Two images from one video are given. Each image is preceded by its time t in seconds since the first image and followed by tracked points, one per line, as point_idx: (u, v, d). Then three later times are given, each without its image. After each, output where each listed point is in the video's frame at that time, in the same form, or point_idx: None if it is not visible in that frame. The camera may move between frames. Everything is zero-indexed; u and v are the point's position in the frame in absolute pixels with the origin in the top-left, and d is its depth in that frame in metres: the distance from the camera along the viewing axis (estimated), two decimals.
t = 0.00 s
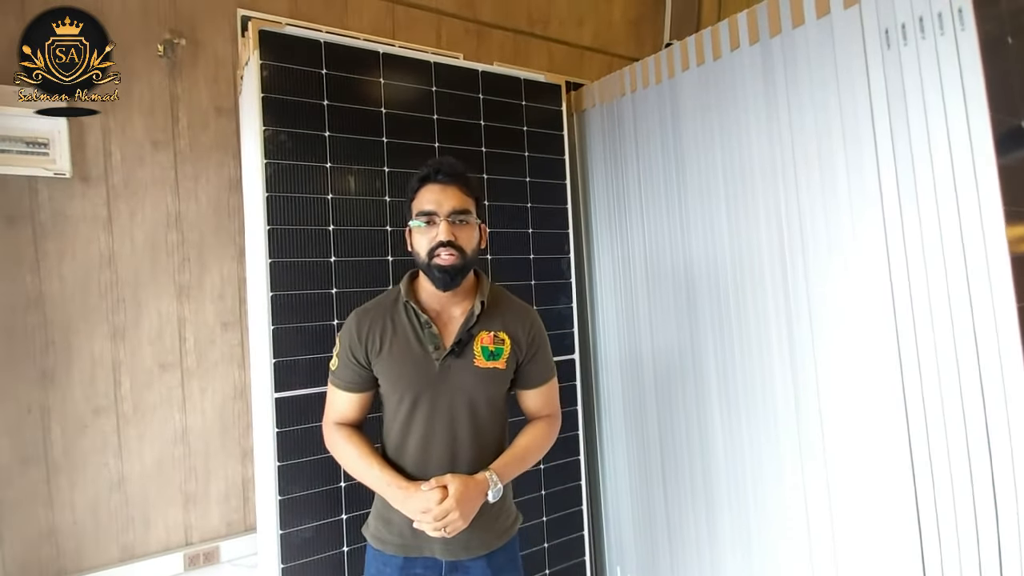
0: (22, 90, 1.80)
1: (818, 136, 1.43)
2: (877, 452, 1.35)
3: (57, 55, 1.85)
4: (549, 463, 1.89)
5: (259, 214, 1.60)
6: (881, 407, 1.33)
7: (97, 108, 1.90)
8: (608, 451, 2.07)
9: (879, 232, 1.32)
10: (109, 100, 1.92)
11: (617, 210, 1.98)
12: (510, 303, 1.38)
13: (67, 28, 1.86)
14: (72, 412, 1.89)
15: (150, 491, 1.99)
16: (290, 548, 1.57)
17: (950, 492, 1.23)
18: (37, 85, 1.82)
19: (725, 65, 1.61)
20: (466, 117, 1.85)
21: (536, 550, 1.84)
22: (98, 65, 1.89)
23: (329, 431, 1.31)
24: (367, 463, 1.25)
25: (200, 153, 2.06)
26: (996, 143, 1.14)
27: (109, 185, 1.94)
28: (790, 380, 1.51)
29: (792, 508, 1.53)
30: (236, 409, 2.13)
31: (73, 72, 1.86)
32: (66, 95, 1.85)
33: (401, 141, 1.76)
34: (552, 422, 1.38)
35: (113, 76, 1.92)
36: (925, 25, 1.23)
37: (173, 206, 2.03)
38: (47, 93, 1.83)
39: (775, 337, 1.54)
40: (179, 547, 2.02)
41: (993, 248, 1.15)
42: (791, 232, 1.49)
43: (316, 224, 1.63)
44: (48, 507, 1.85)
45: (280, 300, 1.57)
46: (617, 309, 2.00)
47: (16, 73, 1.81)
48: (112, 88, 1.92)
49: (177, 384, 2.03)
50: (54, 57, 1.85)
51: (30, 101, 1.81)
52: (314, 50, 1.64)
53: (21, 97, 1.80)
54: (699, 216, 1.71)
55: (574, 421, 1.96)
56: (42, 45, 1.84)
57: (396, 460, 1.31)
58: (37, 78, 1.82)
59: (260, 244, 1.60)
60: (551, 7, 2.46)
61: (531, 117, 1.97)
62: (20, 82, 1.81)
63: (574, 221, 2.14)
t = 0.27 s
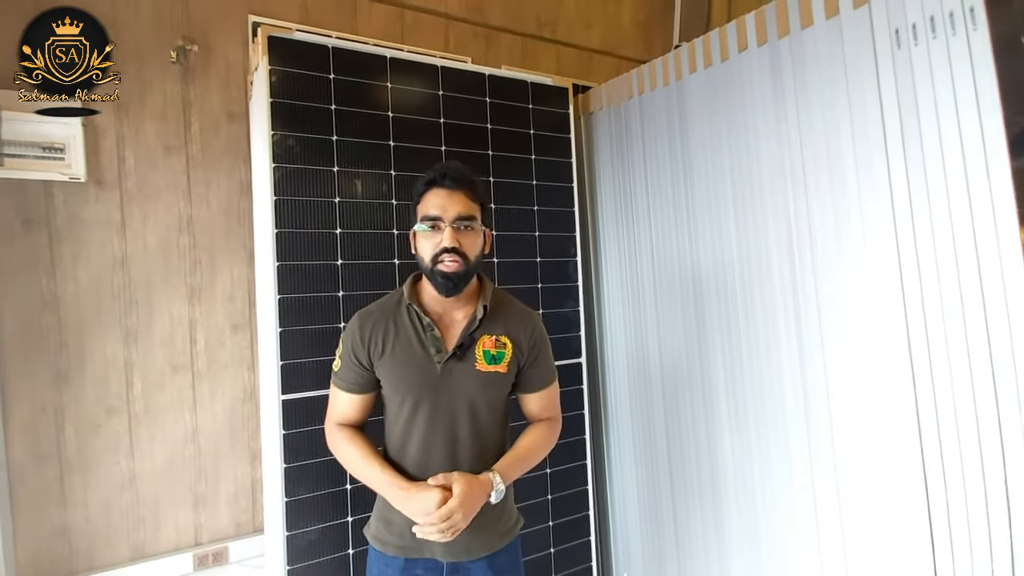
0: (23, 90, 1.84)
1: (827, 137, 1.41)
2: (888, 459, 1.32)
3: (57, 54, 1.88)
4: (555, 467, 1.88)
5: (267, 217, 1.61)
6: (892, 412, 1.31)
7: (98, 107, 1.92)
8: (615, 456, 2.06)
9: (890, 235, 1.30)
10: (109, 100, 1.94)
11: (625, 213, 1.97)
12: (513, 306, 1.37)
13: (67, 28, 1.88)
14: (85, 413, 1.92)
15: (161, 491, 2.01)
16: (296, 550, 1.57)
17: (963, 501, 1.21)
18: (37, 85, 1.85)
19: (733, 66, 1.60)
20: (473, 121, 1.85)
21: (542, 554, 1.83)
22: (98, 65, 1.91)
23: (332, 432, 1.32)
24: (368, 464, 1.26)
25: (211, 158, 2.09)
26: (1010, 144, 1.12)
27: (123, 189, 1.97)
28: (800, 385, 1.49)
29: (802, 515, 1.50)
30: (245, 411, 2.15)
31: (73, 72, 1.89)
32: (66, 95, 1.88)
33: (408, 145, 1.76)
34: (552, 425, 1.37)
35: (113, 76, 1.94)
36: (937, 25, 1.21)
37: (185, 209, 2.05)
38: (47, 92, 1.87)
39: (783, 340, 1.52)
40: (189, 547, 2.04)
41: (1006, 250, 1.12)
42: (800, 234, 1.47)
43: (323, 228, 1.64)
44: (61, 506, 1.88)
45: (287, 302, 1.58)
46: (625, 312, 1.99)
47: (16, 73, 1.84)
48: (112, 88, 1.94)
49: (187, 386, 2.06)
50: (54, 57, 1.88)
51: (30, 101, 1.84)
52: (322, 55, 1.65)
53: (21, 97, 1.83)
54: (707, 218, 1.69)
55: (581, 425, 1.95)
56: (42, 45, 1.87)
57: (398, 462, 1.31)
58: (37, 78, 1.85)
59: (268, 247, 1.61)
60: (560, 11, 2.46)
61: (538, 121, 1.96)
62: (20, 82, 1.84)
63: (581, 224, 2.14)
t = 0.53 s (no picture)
0: (23, 90, 1.86)
1: (841, 135, 1.39)
2: (904, 461, 1.31)
3: (57, 55, 1.90)
4: (565, 468, 1.88)
5: (278, 218, 1.63)
6: (908, 413, 1.29)
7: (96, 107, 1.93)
8: (625, 458, 2.05)
9: (905, 234, 1.28)
10: (109, 100, 1.95)
11: (635, 214, 1.96)
12: (519, 306, 1.37)
13: (67, 28, 1.91)
14: (101, 410, 1.95)
15: (174, 489, 2.04)
16: (306, 548, 1.58)
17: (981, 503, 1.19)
18: (37, 85, 1.88)
19: (744, 65, 1.59)
20: (483, 122, 1.85)
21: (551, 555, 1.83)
22: (98, 65, 1.93)
23: (340, 430, 1.33)
24: (376, 462, 1.26)
25: (225, 159, 2.11)
26: None
27: (138, 190, 2.00)
28: (812, 386, 1.48)
29: (815, 517, 1.49)
30: (257, 410, 2.17)
31: (73, 72, 1.91)
32: (66, 95, 1.91)
33: (418, 146, 1.77)
34: (559, 426, 1.37)
35: (112, 76, 1.95)
36: (953, 21, 1.20)
37: (199, 210, 2.08)
38: (47, 92, 1.90)
39: (796, 341, 1.51)
40: (201, 544, 2.07)
41: None
42: (812, 234, 1.46)
43: (334, 228, 1.65)
44: (78, 502, 1.91)
45: (297, 302, 1.60)
46: (635, 313, 1.98)
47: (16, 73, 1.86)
48: (112, 88, 1.95)
49: (200, 385, 2.08)
50: (54, 56, 1.90)
51: (30, 101, 1.87)
52: (333, 57, 1.67)
53: (21, 97, 1.86)
54: (718, 219, 1.68)
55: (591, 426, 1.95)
56: (42, 45, 1.89)
57: (405, 461, 1.31)
58: (37, 78, 1.88)
59: (279, 247, 1.63)
60: (570, 12, 2.46)
61: (547, 121, 1.97)
62: (20, 81, 1.86)
63: (591, 226, 2.13)
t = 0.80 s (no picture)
0: (23, 90, 1.86)
1: (851, 132, 1.39)
2: (917, 458, 1.30)
3: (57, 54, 1.91)
4: (572, 467, 1.88)
5: (286, 217, 1.64)
6: (922, 410, 1.28)
7: (97, 107, 1.92)
8: (632, 457, 2.04)
9: (918, 231, 1.28)
10: (109, 100, 1.94)
11: (642, 212, 1.96)
12: (528, 305, 1.37)
13: (67, 28, 1.91)
14: (111, 408, 1.96)
15: (183, 487, 2.05)
16: (314, 546, 1.59)
17: (997, 500, 1.18)
18: (37, 85, 1.88)
19: (753, 62, 1.58)
20: (489, 120, 1.85)
21: (558, 554, 1.83)
22: (98, 65, 1.92)
23: (349, 428, 1.33)
24: (384, 460, 1.27)
25: (233, 159, 2.12)
26: None
27: (147, 190, 2.01)
28: (822, 384, 1.47)
29: (826, 515, 1.48)
30: (265, 409, 2.18)
31: (73, 72, 1.91)
32: (66, 95, 1.90)
33: (425, 145, 1.77)
34: (569, 426, 1.37)
35: (112, 76, 1.95)
36: (967, 15, 1.20)
37: (207, 210, 2.09)
38: (47, 92, 1.89)
39: (806, 339, 1.50)
40: (209, 542, 2.08)
41: None
42: (823, 231, 1.45)
43: (341, 227, 1.66)
44: (88, 499, 1.93)
45: (305, 301, 1.60)
46: (643, 312, 1.98)
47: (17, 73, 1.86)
48: (111, 88, 1.94)
49: (209, 384, 2.09)
50: (54, 57, 1.91)
51: (29, 101, 1.86)
52: (340, 56, 1.67)
53: (21, 97, 1.85)
54: (726, 217, 1.68)
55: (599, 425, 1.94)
56: (42, 45, 1.90)
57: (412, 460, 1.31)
58: (37, 78, 1.88)
59: (287, 246, 1.63)
60: (576, 10, 2.46)
61: (554, 120, 1.96)
62: (20, 81, 1.86)
63: (598, 225, 2.13)
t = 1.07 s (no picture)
0: (23, 90, 1.85)
1: (854, 131, 1.40)
2: (919, 452, 1.32)
3: (57, 54, 1.90)
4: (573, 466, 1.89)
5: (288, 216, 1.63)
6: (924, 405, 1.30)
7: (97, 107, 1.91)
8: (633, 455, 2.05)
9: (920, 229, 1.30)
10: (109, 100, 1.93)
11: (643, 211, 1.97)
12: (533, 305, 1.38)
13: (67, 28, 1.90)
14: (110, 409, 1.95)
15: (182, 487, 2.04)
16: (317, 546, 1.59)
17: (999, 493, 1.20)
18: (37, 85, 1.87)
19: (755, 62, 1.60)
20: (491, 119, 1.86)
21: (561, 552, 1.83)
22: (98, 65, 1.92)
23: (355, 427, 1.33)
24: (390, 459, 1.27)
25: (231, 159, 2.11)
26: None
27: (145, 190, 2.00)
28: (825, 381, 1.49)
29: (828, 510, 1.49)
30: (264, 409, 2.17)
31: (73, 72, 1.90)
32: (65, 95, 1.89)
33: (426, 144, 1.77)
34: (572, 425, 1.38)
35: (112, 76, 1.93)
36: (969, 16, 1.21)
37: (205, 209, 2.08)
38: (47, 92, 1.88)
39: (808, 336, 1.52)
40: (209, 543, 2.06)
41: None
42: (825, 230, 1.47)
43: (344, 227, 1.65)
44: (87, 500, 1.91)
45: (308, 301, 1.60)
46: (643, 311, 1.99)
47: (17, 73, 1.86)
48: (111, 88, 1.93)
49: (208, 384, 2.08)
50: (54, 57, 1.89)
51: (29, 101, 1.85)
52: (342, 55, 1.67)
53: (21, 97, 1.84)
54: (727, 217, 1.69)
55: (601, 423, 1.95)
56: (42, 45, 1.89)
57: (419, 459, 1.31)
58: (37, 78, 1.87)
59: (289, 245, 1.63)
60: (575, 10, 2.47)
61: (555, 120, 1.97)
62: (20, 81, 1.85)
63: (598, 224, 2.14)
